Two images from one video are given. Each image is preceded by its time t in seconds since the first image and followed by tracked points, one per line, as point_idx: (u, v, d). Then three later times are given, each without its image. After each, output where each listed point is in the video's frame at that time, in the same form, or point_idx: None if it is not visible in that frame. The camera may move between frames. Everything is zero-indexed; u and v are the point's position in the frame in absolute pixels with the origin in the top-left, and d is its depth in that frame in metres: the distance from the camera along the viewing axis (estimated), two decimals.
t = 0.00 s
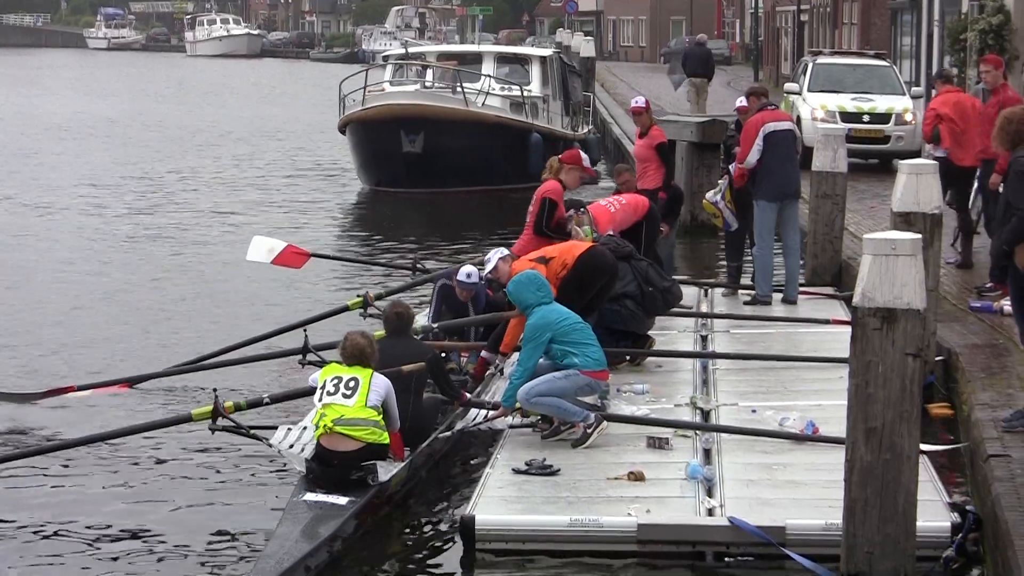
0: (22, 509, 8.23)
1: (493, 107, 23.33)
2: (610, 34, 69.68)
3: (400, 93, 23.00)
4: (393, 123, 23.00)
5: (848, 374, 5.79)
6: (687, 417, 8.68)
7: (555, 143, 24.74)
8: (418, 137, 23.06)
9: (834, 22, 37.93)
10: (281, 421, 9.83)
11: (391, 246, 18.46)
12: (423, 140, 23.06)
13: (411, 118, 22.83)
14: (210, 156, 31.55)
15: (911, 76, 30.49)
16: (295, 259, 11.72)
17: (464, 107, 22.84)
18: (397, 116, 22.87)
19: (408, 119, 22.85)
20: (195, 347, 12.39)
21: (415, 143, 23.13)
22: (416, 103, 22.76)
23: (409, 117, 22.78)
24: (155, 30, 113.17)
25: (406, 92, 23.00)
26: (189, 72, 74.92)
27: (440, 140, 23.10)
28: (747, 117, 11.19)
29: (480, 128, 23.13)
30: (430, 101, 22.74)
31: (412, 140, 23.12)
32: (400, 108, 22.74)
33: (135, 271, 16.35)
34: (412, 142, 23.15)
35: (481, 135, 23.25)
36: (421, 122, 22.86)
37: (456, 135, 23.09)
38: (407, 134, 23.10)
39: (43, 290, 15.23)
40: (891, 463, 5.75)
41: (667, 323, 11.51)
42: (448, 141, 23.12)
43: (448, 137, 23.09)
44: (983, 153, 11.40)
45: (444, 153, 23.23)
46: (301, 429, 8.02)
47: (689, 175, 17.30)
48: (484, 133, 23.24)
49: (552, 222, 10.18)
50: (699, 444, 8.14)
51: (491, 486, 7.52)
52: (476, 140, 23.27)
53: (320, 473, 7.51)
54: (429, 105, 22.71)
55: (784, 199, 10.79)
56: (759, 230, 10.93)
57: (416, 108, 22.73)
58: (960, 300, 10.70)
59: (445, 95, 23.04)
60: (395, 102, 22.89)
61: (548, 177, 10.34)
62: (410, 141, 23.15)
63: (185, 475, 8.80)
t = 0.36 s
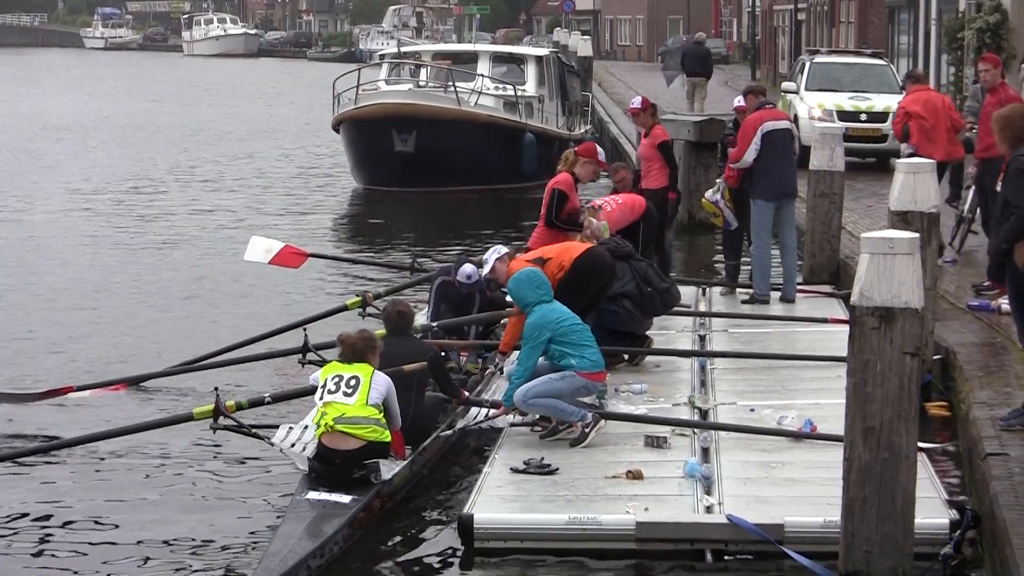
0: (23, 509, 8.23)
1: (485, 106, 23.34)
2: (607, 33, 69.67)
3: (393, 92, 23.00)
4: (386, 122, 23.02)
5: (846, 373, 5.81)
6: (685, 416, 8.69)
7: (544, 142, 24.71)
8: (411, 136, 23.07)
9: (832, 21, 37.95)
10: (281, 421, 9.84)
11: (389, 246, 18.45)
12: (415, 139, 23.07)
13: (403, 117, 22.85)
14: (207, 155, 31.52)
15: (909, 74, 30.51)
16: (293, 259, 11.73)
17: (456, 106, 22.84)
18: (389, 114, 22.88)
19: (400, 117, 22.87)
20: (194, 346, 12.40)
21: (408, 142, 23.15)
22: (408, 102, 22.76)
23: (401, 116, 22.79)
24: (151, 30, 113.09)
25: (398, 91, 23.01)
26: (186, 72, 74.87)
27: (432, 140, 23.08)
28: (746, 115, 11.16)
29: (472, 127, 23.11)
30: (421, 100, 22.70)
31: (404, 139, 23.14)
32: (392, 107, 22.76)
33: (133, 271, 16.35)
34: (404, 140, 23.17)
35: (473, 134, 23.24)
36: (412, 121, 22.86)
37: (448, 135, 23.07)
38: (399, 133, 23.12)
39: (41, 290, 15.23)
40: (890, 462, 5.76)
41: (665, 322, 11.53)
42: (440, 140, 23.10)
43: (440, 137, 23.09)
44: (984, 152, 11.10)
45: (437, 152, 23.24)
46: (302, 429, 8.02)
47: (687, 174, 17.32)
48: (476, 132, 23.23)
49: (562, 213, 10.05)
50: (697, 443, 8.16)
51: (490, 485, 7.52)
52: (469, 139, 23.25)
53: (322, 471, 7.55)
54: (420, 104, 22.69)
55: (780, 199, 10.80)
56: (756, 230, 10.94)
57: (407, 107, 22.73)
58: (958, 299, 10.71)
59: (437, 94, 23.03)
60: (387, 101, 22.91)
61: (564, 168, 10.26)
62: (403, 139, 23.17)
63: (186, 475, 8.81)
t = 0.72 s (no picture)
0: (25, 504, 8.23)
1: (481, 101, 23.39)
2: (607, 28, 69.69)
3: (388, 84, 22.96)
4: (380, 114, 22.97)
5: (845, 369, 5.80)
6: (684, 410, 8.70)
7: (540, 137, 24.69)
8: (405, 129, 23.00)
9: (832, 16, 37.93)
10: (282, 416, 9.84)
11: (389, 241, 18.44)
12: (410, 132, 23.00)
13: (398, 109, 22.79)
14: (207, 148, 31.48)
15: (909, 70, 30.47)
16: (293, 255, 11.72)
17: (452, 100, 22.78)
18: (384, 106, 22.84)
19: (395, 109, 22.81)
20: (194, 341, 12.39)
21: (403, 135, 23.08)
22: (403, 95, 22.73)
23: (396, 108, 22.76)
24: (151, 21, 112.90)
25: (394, 83, 22.98)
26: (185, 64, 74.76)
27: (426, 132, 23.05)
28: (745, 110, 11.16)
29: (468, 121, 23.09)
30: (415, 92, 22.74)
31: (399, 131, 23.06)
32: (387, 99, 22.72)
33: (132, 265, 16.33)
34: (399, 133, 23.10)
35: (468, 128, 23.21)
36: (407, 113, 22.83)
37: (443, 128, 23.03)
38: (394, 125, 23.05)
39: (41, 284, 15.22)
40: (888, 458, 5.75)
41: (665, 317, 11.53)
42: (435, 133, 23.07)
43: (435, 130, 23.02)
44: (984, 147, 11.13)
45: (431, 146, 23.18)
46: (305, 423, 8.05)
47: (687, 170, 17.33)
48: (472, 126, 23.21)
49: (591, 202, 9.76)
50: (696, 437, 8.16)
51: (489, 477, 7.53)
52: (464, 133, 23.22)
53: (328, 466, 7.57)
54: (415, 96, 22.69)
55: (778, 194, 10.81)
56: (754, 225, 10.94)
57: (402, 99, 22.70)
58: (957, 295, 10.72)
59: (432, 87, 23.03)
60: (382, 94, 22.86)
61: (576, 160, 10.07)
62: (397, 132, 23.09)
63: (189, 470, 8.80)
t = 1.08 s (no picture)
0: (28, 500, 8.23)
1: (475, 97, 23.21)
2: (606, 24, 69.73)
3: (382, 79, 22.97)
4: (374, 109, 23.00)
5: (844, 366, 5.81)
6: (682, 405, 8.71)
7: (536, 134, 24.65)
8: (399, 124, 23.04)
9: (831, 12, 37.93)
10: (283, 412, 9.83)
11: (388, 237, 18.42)
12: (403, 127, 23.03)
13: (391, 105, 22.82)
14: (206, 144, 31.44)
15: (908, 66, 30.46)
16: (292, 250, 11.70)
17: (445, 95, 22.75)
18: (377, 101, 22.87)
19: (388, 105, 22.83)
20: (194, 337, 12.37)
21: (396, 130, 23.12)
22: (396, 90, 22.72)
23: (389, 104, 22.78)
24: (150, 16, 112.82)
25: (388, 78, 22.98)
26: (184, 60, 74.68)
27: (420, 129, 23.08)
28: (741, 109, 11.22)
29: (461, 117, 23.08)
30: (408, 88, 22.71)
31: (393, 126, 23.11)
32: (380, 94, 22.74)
33: (131, 261, 16.31)
34: (393, 128, 23.14)
35: (463, 124, 23.21)
36: (400, 110, 22.84)
37: (437, 124, 23.04)
38: (388, 120, 23.10)
39: (40, 279, 15.20)
40: (887, 454, 5.76)
41: (663, 313, 11.54)
42: (428, 130, 23.10)
43: (428, 126, 23.04)
44: (982, 144, 11.13)
45: (425, 141, 23.21)
46: (310, 421, 8.41)
47: (686, 166, 17.33)
48: (466, 122, 23.19)
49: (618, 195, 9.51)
50: (695, 432, 8.16)
51: (488, 473, 7.54)
52: (458, 130, 23.23)
53: (333, 462, 7.67)
54: (407, 92, 22.67)
55: (775, 190, 10.81)
56: (753, 222, 10.95)
57: (395, 95, 22.71)
58: (956, 291, 10.73)
59: (426, 82, 22.99)
60: (375, 89, 22.88)
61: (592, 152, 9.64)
62: (391, 127, 23.14)
63: (193, 466, 8.79)
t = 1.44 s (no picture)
0: (28, 495, 8.21)
1: (467, 94, 23.23)
2: (604, 20, 69.74)
3: (376, 76, 23.02)
4: (367, 106, 23.07)
5: (842, 362, 5.80)
6: (680, 402, 8.70)
7: (530, 132, 24.62)
8: (391, 121, 23.14)
9: (830, 9, 37.92)
10: (283, 406, 9.81)
11: (387, 231, 18.40)
12: (395, 124, 23.14)
13: (382, 102, 22.91)
14: (204, 139, 31.39)
15: (907, 63, 30.44)
16: (290, 241, 11.66)
17: (437, 92, 22.78)
18: (369, 98, 22.95)
19: (380, 102, 22.91)
20: (192, 332, 12.35)
21: (389, 126, 23.24)
22: (388, 87, 22.79)
23: (382, 101, 22.85)
24: (148, 13, 112.71)
25: (382, 74, 23.03)
26: (183, 56, 74.59)
27: (413, 125, 23.20)
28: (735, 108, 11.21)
29: (454, 115, 23.12)
30: (401, 85, 22.74)
31: (385, 123, 23.22)
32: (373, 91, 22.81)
33: (128, 256, 16.27)
34: (385, 124, 23.26)
35: (456, 122, 23.26)
36: (393, 107, 22.91)
37: (429, 122, 23.11)
38: (381, 117, 23.19)
39: (38, 275, 15.17)
40: (885, 451, 5.75)
41: (661, 309, 11.54)
42: (421, 127, 23.20)
43: (419, 123, 23.14)
44: (981, 140, 11.10)
45: (417, 137, 23.31)
46: (313, 414, 8.43)
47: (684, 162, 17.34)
48: (459, 120, 23.23)
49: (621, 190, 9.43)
50: (693, 429, 8.15)
51: (485, 470, 7.53)
52: (451, 127, 23.29)
53: (337, 456, 7.65)
54: (401, 90, 22.71)
55: (774, 187, 10.80)
56: (753, 219, 10.94)
57: (388, 92, 22.77)
58: (953, 288, 10.73)
59: (420, 80, 22.88)
60: (368, 86, 22.96)
61: (591, 147, 9.52)
62: (384, 124, 23.25)
63: (193, 461, 8.77)
